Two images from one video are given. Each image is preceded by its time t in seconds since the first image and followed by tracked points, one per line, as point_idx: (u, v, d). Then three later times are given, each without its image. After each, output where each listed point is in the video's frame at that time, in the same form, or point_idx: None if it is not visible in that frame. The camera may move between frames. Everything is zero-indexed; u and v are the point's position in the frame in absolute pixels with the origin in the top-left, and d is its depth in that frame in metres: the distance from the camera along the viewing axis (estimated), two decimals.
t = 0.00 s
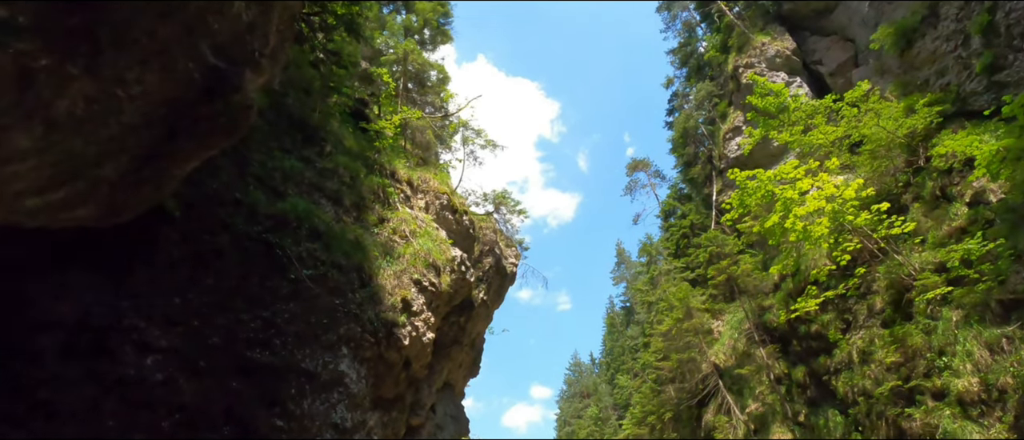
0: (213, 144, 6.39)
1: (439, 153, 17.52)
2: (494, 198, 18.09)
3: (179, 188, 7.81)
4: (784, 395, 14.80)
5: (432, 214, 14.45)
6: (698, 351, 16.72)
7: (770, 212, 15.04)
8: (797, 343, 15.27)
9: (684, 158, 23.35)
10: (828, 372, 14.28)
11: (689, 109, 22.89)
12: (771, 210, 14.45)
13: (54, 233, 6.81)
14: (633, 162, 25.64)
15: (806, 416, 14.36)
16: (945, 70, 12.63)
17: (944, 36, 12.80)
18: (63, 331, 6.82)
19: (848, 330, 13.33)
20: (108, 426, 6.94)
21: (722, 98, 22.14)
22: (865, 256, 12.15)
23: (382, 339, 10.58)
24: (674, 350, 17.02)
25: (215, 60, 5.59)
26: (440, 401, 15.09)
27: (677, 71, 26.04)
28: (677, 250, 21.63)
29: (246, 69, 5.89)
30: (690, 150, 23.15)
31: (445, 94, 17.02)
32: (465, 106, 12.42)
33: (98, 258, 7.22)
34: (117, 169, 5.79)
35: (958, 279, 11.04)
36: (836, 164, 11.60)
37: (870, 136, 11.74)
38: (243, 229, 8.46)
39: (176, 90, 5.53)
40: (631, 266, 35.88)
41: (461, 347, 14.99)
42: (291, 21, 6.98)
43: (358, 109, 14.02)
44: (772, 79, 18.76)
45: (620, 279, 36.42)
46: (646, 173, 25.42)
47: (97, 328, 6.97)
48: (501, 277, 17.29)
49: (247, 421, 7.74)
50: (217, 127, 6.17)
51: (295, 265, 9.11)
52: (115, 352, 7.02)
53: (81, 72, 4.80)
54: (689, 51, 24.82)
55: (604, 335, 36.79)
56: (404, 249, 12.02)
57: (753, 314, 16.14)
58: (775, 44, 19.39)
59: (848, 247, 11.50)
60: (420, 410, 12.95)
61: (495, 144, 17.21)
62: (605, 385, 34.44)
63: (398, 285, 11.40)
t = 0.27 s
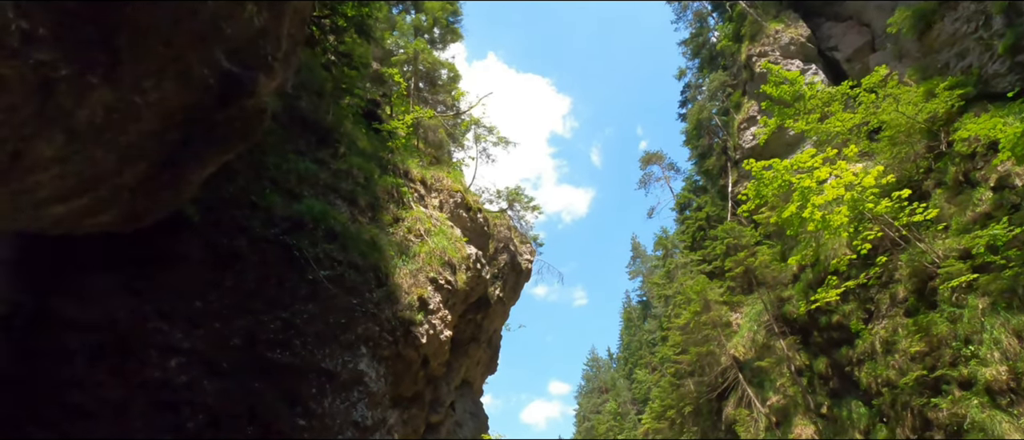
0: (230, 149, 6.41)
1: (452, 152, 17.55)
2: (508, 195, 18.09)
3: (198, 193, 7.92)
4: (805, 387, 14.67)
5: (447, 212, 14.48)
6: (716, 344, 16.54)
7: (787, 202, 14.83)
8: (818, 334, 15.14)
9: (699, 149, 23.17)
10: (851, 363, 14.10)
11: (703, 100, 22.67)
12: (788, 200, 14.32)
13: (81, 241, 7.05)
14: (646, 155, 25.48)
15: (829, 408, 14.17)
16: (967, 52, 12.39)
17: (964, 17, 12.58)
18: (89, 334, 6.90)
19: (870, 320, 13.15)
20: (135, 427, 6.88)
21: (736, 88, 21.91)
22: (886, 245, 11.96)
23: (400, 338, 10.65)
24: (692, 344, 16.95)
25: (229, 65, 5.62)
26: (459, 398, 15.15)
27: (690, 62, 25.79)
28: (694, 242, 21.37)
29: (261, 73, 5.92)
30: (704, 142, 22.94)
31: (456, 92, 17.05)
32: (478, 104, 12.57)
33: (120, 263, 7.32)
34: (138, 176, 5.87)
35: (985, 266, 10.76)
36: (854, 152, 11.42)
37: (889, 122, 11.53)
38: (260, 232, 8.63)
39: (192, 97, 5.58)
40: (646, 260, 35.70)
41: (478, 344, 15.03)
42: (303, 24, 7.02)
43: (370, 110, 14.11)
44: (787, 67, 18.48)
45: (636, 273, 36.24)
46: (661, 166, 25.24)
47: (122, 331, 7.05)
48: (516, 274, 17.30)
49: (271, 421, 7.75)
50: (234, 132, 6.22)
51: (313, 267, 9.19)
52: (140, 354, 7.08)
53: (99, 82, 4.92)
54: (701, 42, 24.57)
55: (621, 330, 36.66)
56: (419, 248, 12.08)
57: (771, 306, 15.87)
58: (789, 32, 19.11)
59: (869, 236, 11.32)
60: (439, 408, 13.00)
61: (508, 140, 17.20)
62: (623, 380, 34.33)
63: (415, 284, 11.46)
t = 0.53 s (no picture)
0: (245, 151, 6.48)
1: (464, 149, 17.58)
2: (520, 191, 18.08)
3: (216, 196, 8.01)
4: (825, 380, 14.64)
5: (460, 210, 14.51)
6: (734, 338, 16.31)
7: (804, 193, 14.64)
8: (839, 326, 14.71)
9: (712, 142, 23.00)
10: (872, 355, 13.69)
11: (716, 92, 22.45)
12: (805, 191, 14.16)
13: (100, 244, 7.05)
14: (660, 149, 25.31)
15: (850, 401, 14.08)
16: (987, 35, 12.11)
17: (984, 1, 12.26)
18: (113, 337, 6.99)
19: (891, 312, 12.97)
20: (160, 427, 6.96)
21: (749, 79, 21.67)
22: (906, 234, 11.77)
23: (416, 335, 10.72)
24: (709, 338, 16.76)
25: (242, 68, 5.70)
26: (476, 395, 15.19)
27: (702, 53, 25.55)
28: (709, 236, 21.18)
29: (274, 75, 5.97)
30: (718, 134, 22.73)
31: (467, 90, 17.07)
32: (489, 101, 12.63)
33: (140, 266, 7.39)
34: (157, 180, 5.96)
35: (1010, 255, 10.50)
36: (872, 141, 11.26)
37: (908, 110, 11.33)
38: (277, 233, 8.73)
39: (207, 100, 5.64)
40: (661, 254, 35.51)
41: (493, 341, 15.07)
42: (314, 26, 7.07)
43: (383, 110, 14.18)
44: (802, 56, 18.25)
45: (651, 268, 36.07)
46: (674, 160, 25.07)
47: (145, 333, 7.16)
48: (530, 270, 17.31)
49: (291, 419, 7.84)
50: (248, 134, 6.28)
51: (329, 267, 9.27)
52: (163, 356, 7.17)
53: (118, 88, 4.94)
54: (713, 33, 24.32)
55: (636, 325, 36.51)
56: (434, 246, 12.14)
57: (790, 299, 15.79)
58: (803, 20, 18.90)
59: (888, 226, 11.14)
60: (456, 405, 13.05)
61: (520, 137, 17.19)
62: (640, 375, 34.20)
63: (430, 282, 11.52)
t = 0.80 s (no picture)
0: (258, 152, 6.52)
1: (475, 147, 17.58)
2: (532, 188, 18.06)
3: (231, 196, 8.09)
4: (843, 374, 14.46)
5: (473, 207, 14.51)
6: (749, 332, 16.16)
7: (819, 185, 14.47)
8: (857, 319, 14.83)
9: (725, 135, 22.68)
10: (891, 348, 13.71)
11: (728, 84, 22.24)
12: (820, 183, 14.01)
13: (121, 245, 7.17)
14: (671, 143, 25.13)
15: (869, 395, 13.95)
16: (1007, 21, 11.86)
17: None
18: (135, 336, 7.09)
19: (911, 304, 12.74)
20: (181, 425, 7.07)
21: (762, 70, 21.64)
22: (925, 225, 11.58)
23: (430, 333, 10.64)
24: (725, 332, 16.35)
25: (255, 69, 5.76)
26: (491, 391, 15.22)
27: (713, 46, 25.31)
28: (723, 229, 20.94)
29: (287, 75, 6.01)
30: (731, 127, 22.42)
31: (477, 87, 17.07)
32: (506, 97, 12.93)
33: (160, 266, 7.49)
34: (173, 182, 6.02)
35: None
36: (888, 131, 11.10)
37: (926, 98, 11.15)
38: (291, 233, 8.79)
39: (222, 102, 5.69)
40: (674, 249, 35.30)
41: (507, 337, 15.08)
42: (325, 26, 7.11)
43: (394, 109, 14.22)
44: (817, 46, 17.95)
45: (664, 263, 35.88)
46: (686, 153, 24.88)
47: (166, 332, 7.25)
48: (543, 267, 17.29)
49: (309, 416, 7.91)
50: (262, 135, 6.32)
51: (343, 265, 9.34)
52: (182, 355, 7.27)
53: (135, 92, 4.97)
54: (724, 25, 24.07)
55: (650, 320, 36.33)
56: (446, 244, 12.15)
57: (806, 292, 15.70)
58: (816, 9, 18.73)
59: (907, 217, 10.98)
60: (472, 401, 13.07)
61: (530, 133, 17.16)
62: (654, 370, 34.04)
63: (443, 279, 11.52)
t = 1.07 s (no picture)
0: (270, 154, 6.60)
1: (485, 144, 17.58)
2: (543, 184, 18.04)
3: (246, 197, 8.20)
4: (861, 366, 14.27)
5: (484, 205, 14.51)
6: (765, 326, 15.99)
7: (834, 176, 14.28)
8: (874, 311, 14.53)
9: (738, 127, 22.32)
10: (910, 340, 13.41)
11: (739, 76, 22.03)
12: (835, 174, 13.87)
13: (141, 248, 7.22)
14: (683, 136, 24.96)
15: (888, 387, 13.71)
16: None
17: None
18: (155, 338, 7.10)
19: (930, 294, 12.58)
20: (201, 424, 7.10)
21: (773, 60, 21.37)
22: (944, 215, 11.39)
23: (444, 330, 10.61)
24: (740, 325, 16.18)
25: (266, 70, 5.83)
26: (505, 388, 15.25)
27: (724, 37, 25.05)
28: (736, 222, 20.71)
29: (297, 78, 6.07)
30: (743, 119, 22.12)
31: (486, 84, 17.07)
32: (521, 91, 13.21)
33: (177, 269, 7.54)
34: (188, 184, 6.08)
35: None
36: (905, 119, 10.91)
37: (942, 86, 10.98)
38: (306, 233, 8.95)
39: (234, 104, 5.75)
40: (687, 243, 35.12)
41: (520, 334, 15.10)
42: (335, 27, 7.17)
43: (404, 108, 14.28)
44: (829, 35, 17.74)
45: (677, 257, 35.70)
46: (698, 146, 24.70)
47: (184, 333, 7.31)
48: (556, 263, 17.28)
49: (326, 414, 7.99)
50: (274, 136, 6.38)
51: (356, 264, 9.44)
52: (201, 355, 7.34)
53: (149, 95, 5.03)
54: (734, 15, 23.81)
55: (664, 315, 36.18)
56: (459, 242, 12.16)
57: (823, 284, 15.59)
58: None
59: (925, 206, 10.80)
60: (487, 398, 13.09)
61: (540, 130, 17.14)
62: (669, 365, 33.90)
63: (456, 277, 11.52)
